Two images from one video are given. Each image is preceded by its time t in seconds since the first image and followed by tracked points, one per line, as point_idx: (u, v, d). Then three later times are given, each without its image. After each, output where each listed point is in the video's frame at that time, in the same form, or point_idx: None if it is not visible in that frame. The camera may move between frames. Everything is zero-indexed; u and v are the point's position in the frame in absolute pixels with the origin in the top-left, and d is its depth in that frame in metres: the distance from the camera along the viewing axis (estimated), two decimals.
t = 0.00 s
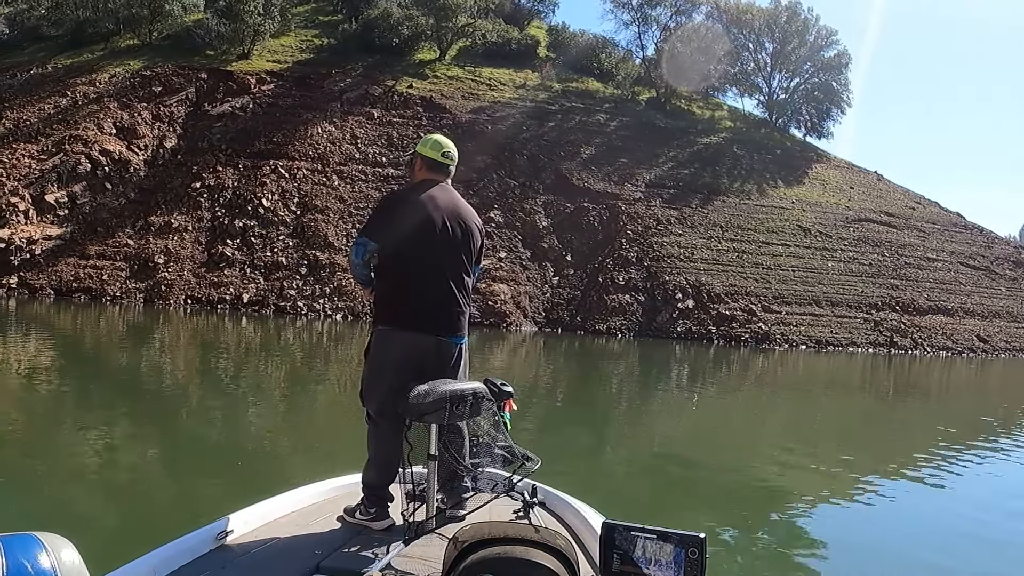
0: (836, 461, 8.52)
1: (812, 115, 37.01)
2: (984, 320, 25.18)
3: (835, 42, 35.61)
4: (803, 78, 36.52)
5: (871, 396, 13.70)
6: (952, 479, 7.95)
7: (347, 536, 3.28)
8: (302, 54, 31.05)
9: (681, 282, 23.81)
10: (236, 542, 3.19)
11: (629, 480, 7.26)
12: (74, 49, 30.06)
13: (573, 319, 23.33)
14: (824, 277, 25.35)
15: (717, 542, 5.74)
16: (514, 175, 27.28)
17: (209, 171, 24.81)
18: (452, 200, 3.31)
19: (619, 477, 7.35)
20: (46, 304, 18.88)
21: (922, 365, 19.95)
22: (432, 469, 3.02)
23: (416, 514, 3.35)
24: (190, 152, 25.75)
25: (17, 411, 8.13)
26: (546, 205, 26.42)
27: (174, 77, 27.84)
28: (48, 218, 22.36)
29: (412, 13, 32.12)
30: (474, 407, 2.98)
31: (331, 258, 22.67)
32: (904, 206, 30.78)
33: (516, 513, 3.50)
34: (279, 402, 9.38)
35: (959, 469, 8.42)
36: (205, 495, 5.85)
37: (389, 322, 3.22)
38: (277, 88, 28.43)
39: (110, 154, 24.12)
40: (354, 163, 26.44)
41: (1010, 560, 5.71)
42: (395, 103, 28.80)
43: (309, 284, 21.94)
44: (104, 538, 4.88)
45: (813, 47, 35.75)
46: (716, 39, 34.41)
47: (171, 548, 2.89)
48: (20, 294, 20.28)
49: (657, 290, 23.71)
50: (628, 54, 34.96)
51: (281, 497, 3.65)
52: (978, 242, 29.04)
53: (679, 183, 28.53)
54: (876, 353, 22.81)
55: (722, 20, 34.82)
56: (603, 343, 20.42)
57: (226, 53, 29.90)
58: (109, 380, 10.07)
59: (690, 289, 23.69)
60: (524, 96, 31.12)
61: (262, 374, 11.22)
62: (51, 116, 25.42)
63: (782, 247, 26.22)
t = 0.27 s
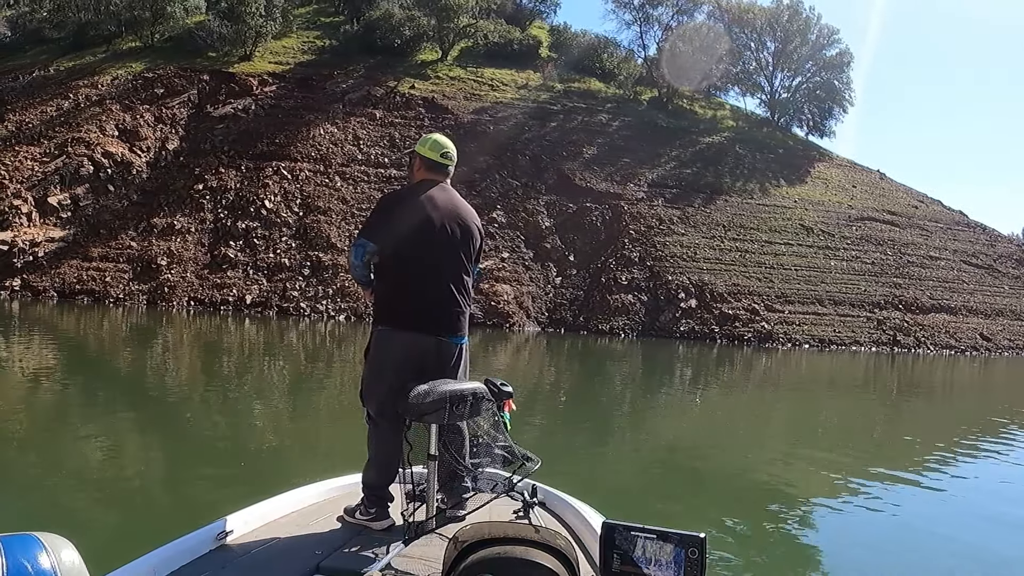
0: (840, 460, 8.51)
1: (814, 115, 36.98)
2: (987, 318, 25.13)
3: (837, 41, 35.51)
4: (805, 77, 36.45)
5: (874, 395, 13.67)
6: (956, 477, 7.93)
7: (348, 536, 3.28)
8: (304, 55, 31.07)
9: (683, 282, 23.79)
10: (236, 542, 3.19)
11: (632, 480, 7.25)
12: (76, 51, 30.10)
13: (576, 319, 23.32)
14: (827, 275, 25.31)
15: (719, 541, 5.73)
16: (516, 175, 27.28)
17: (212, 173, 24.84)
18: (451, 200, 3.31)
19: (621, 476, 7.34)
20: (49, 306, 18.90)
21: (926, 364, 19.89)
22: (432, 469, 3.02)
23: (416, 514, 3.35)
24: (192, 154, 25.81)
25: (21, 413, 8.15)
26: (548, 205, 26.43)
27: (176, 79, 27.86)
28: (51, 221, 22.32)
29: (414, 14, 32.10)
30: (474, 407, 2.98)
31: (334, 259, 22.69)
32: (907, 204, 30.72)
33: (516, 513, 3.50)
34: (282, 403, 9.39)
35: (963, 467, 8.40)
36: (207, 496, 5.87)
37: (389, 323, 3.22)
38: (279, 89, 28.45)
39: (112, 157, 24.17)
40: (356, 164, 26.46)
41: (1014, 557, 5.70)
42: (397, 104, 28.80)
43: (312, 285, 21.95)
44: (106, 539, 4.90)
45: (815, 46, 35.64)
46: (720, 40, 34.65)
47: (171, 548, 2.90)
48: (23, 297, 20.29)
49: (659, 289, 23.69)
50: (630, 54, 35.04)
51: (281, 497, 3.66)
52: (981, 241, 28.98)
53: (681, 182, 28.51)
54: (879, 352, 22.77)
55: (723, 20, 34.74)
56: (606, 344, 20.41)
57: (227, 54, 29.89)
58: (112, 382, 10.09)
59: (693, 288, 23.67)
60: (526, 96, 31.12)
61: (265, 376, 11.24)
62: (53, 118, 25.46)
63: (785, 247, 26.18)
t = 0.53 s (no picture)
0: (843, 460, 8.50)
1: (817, 115, 36.94)
2: (990, 318, 25.08)
3: (840, 40, 35.32)
4: (807, 77, 36.38)
5: (877, 395, 13.63)
6: (959, 477, 7.91)
7: (348, 536, 3.28)
8: (306, 56, 31.11)
9: (686, 282, 23.78)
10: (236, 542, 3.20)
11: (634, 480, 7.25)
12: (79, 52, 30.16)
13: (579, 319, 23.31)
14: (830, 275, 25.28)
15: (721, 541, 5.72)
16: (519, 175, 27.28)
17: (214, 173, 24.87)
18: (451, 200, 3.31)
19: (623, 477, 7.34)
20: (52, 306, 18.93)
21: (930, 363, 19.86)
22: (432, 469, 3.02)
23: (416, 514, 3.35)
24: (195, 154, 25.84)
25: (24, 414, 8.17)
26: (551, 206, 26.43)
27: (178, 79, 27.90)
28: (54, 222, 22.43)
29: (416, 15, 32.15)
30: (474, 407, 2.99)
31: (336, 260, 22.72)
32: (909, 204, 30.68)
33: (516, 513, 3.50)
34: (285, 404, 9.39)
35: (967, 467, 8.38)
36: (209, 496, 5.88)
37: (390, 322, 3.22)
38: (282, 90, 28.51)
39: (115, 158, 24.21)
40: (358, 165, 26.49)
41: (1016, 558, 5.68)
42: (399, 105, 28.83)
43: (315, 286, 21.97)
44: (109, 540, 4.90)
45: (818, 46, 35.44)
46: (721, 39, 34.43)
47: (171, 548, 2.90)
48: (26, 297, 20.34)
49: (662, 290, 23.68)
50: (633, 54, 35.08)
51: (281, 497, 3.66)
52: (984, 240, 28.93)
53: (683, 182, 28.50)
54: (882, 351, 22.74)
55: (726, 20, 34.72)
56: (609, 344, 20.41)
57: (230, 55, 29.97)
58: (115, 382, 10.10)
59: (696, 288, 23.67)
60: (528, 96, 31.13)
61: (268, 376, 11.25)
62: (56, 120, 25.53)
63: (787, 247, 26.15)
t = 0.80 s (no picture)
0: (846, 461, 8.49)
1: (820, 115, 36.84)
2: (993, 318, 25.06)
3: (842, 41, 35.45)
4: (810, 77, 36.40)
5: (880, 395, 13.62)
6: (963, 477, 7.89)
7: (348, 536, 3.29)
8: (309, 57, 31.15)
9: (690, 282, 23.77)
10: (236, 542, 3.20)
11: (637, 481, 7.25)
12: (82, 53, 30.20)
13: (582, 320, 23.31)
14: (833, 276, 25.25)
15: (724, 542, 5.71)
16: (522, 176, 27.26)
17: (218, 175, 24.91)
18: (452, 200, 3.31)
19: (626, 477, 7.34)
20: (55, 308, 18.96)
21: (933, 364, 19.84)
22: (433, 469, 3.01)
23: (416, 514, 3.35)
24: (198, 155, 25.87)
25: (28, 414, 8.19)
26: (554, 206, 26.43)
27: (182, 80, 27.94)
28: (57, 223, 22.48)
29: (419, 16, 32.30)
30: (474, 407, 2.99)
31: (340, 261, 22.75)
32: (913, 204, 30.63)
33: (516, 513, 3.50)
34: (288, 405, 9.40)
35: (971, 467, 8.36)
36: (213, 497, 5.90)
37: (390, 322, 3.22)
38: (285, 91, 28.57)
39: (118, 158, 24.25)
40: (361, 166, 26.52)
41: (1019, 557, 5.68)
42: (402, 106, 28.85)
43: (318, 287, 22.00)
44: (111, 540, 4.91)
45: (821, 45, 35.56)
46: (724, 40, 34.72)
47: (172, 548, 2.91)
48: (30, 298, 20.39)
49: (666, 290, 23.66)
50: (636, 55, 35.00)
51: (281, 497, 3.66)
52: (987, 240, 28.89)
53: (687, 183, 28.48)
54: (886, 352, 22.72)
55: (728, 20, 34.72)
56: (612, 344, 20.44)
57: (233, 56, 30.04)
58: (119, 383, 10.11)
59: (699, 289, 23.65)
60: (531, 97, 31.13)
61: (272, 377, 11.26)
62: (59, 121, 25.57)
63: (791, 247, 26.12)
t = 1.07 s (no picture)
0: (849, 461, 8.48)
1: (822, 115, 36.58)
2: (997, 317, 25.02)
3: (844, 40, 35.43)
4: (813, 76, 36.35)
5: (884, 394, 13.61)
6: (966, 477, 7.88)
7: (348, 536, 3.29)
8: (312, 58, 31.18)
9: (693, 283, 23.76)
10: (236, 542, 3.20)
11: (640, 481, 7.25)
12: (84, 56, 30.24)
13: (585, 320, 23.30)
14: (836, 275, 25.23)
15: (726, 542, 5.71)
16: (525, 177, 27.26)
17: (220, 177, 24.94)
18: (452, 200, 3.30)
19: (627, 477, 7.34)
20: (59, 310, 19.00)
21: (937, 363, 19.81)
22: (433, 469, 3.01)
23: (416, 514, 3.36)
24: (201, 157, 25.89)
25: (31, 416, 8.21)
26: (557, 207, 26.43)
27: (184, 83, 28.00)
28: (61, 225, 22.50)
29: (421, 16, 32.31)
30: (474, 407, 2.99)
31: (343, 262, 22.77)
32: (916, 204, 30.59)
33: (516, 513, 3.51)
34: (291, 407, 9.41)
35: (976, 467, 8.35)
36: (216, 498, 5.92)
37: (391, 322, 3.23)
38: (288, 93, 28.60)
39: (121, 161, 24.27)
40: (364, 167, 26.54)
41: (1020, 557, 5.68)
42: (405, 107, 28.87)
43: (321, 288, 22.01)
44: (116, 543, 4.92)
45: (823, 45, 35.55)
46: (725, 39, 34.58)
47: (172, 548, 2.91)
48: (34, 301, 20.44)
49: (669, 290, 23.66)
50: (638, 55, 34.76)
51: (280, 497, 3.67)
52: (990, 239, 28.84)
53: (689, 183, 28.47)
54: (889, 351, 22.70)
55: (730, 20, 34.77)
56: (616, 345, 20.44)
57: (235, 59, 30.07)
58: (122, 385, 10.13)
59: (702, 289, 23.63)
60: (534, 98, 31.14)
61: (275, 379, 11.27)
62: (62, 123, 25.60)
63: (794, 247, 26.11)
